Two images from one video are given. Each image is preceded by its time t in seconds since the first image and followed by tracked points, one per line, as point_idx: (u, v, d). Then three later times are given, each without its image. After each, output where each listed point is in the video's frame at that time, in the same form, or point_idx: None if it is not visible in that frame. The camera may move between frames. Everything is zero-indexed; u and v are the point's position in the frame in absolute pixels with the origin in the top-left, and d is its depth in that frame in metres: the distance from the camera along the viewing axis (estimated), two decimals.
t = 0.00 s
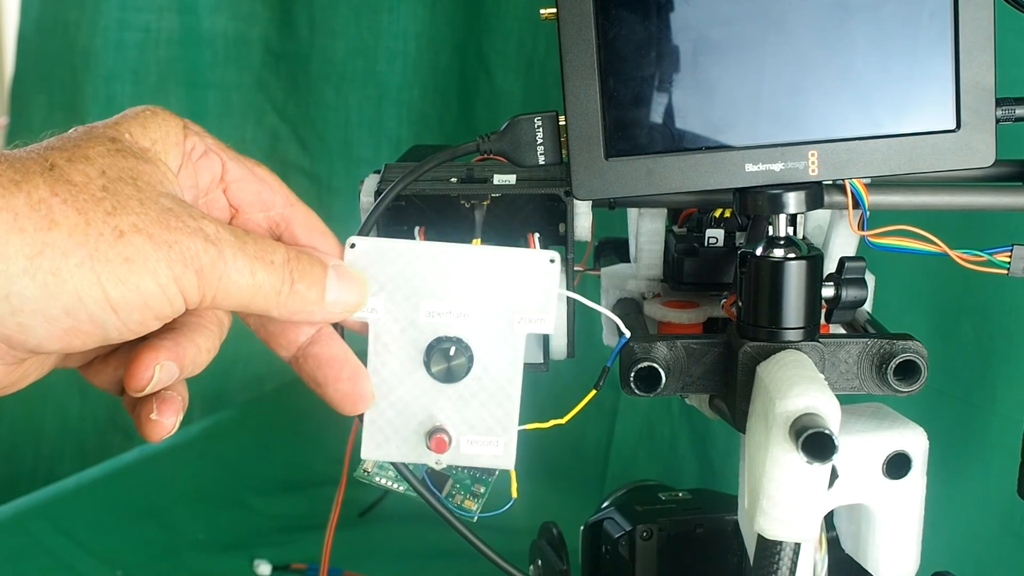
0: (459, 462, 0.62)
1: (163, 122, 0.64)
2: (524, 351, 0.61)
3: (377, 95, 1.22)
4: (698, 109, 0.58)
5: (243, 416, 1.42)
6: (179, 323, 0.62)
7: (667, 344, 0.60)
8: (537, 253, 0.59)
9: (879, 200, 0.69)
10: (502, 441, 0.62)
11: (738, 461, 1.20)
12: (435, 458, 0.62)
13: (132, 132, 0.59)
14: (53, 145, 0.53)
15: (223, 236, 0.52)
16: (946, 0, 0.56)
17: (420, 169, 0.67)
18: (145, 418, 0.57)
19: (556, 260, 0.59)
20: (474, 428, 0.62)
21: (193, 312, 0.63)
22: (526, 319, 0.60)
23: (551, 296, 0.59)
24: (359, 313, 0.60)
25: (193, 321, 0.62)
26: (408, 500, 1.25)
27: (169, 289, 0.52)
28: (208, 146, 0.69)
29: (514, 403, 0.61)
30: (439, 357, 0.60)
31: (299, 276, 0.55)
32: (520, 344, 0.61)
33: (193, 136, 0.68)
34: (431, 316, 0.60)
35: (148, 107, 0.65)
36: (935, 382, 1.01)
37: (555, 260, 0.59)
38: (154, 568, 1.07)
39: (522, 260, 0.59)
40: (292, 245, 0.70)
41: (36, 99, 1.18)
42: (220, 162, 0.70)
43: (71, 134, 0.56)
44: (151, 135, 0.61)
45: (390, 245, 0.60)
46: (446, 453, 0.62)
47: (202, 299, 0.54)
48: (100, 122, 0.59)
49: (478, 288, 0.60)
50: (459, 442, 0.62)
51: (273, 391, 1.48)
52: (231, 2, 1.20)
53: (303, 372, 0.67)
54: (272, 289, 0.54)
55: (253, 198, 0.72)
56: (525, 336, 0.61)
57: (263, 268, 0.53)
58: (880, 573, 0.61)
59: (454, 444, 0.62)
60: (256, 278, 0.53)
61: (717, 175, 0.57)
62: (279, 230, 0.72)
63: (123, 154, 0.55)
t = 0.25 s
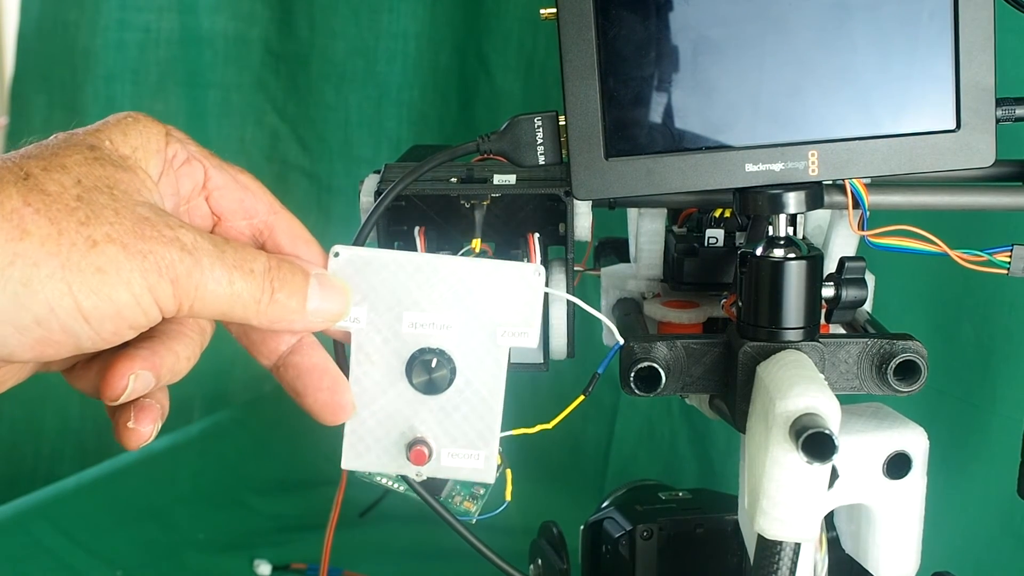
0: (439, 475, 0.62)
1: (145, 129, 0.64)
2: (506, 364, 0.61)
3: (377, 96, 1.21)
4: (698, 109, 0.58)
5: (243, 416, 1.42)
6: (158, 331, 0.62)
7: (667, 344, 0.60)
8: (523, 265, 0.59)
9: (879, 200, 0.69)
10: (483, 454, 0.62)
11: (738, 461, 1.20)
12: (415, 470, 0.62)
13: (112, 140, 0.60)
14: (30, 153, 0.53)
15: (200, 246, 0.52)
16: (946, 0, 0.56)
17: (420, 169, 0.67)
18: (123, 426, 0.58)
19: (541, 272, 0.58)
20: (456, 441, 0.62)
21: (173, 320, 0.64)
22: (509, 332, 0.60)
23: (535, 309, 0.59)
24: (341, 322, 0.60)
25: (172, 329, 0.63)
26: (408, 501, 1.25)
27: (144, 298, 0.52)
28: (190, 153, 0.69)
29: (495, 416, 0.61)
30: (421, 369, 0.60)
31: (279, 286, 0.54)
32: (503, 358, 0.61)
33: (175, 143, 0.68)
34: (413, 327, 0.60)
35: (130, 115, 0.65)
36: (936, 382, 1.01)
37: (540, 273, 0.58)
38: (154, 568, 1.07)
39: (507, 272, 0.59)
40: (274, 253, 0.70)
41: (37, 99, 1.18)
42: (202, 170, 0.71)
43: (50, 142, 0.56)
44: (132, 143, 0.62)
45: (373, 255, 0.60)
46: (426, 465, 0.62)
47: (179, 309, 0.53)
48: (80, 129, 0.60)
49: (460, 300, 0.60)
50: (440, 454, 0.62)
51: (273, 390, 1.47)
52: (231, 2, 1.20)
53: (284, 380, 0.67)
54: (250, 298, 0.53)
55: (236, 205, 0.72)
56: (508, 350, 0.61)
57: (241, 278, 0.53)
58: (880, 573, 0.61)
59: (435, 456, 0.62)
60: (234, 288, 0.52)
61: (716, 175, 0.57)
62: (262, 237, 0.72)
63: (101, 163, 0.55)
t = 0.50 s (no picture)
0: (433, 484, 0.62)
1: (143, 130, 0.64)
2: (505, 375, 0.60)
3: (377, 95, 1.21)
4: (698, 109, 0.58)
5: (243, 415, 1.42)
6: (154, 334, 0.62)
7: (667, 344, 0.60)
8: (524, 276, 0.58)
9: (879, 200, 0.69)
10: (478, 464, 0.61)
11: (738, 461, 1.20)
12: (409, 477, 0.62)
13: (108, 141, 0.60)
14: (22, 158, 0.54)
15: (193, 250, 0.52)
16: None
17: (420, 170, 0.67)
18: (117, 429, 0.59)
19: (541, 283, 0.58)
20: (450, 449, 0.61)
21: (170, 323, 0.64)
22: (508, 342, 0.59)
23: (534, 320, 0.58)
24: (339, 328, 0.60)
25: (168, 331, 0.62)
26: (408, 500, 1.25)
27: (132, 305, 0.52)
28: (189, 155, 0.69)
29: (492, 426, 0.61)
30: (417, 377, 0.60)
31: (276, 290, 0.54)
32: (502, 368, 0.60)
33: (174, 145, 0.68)
34: (411, 334, 0.60)
35: (128, 116, 0.65)
36: (935, 382, 1.01)
37: (541, 284, 0.58)
38: (154, 568, 1.07)
39: (508, 282, 0.58)
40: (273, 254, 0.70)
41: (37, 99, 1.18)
42: (202, 172, 0.71)
43: (44, 144, 0.56)
44: (128, 145, 0.62)
45: (374, 260, 0.59)
46: (420, 473, 0.61)
47: (171, 314, 0.53)
48: (74, 133, 0.60)
49: (459, 308, 0.59)
50: (434, 463, 0.62)
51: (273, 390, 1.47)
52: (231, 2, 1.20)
53: (280, 384, 0.67)
54: (245, 302, 0.53)
55: (236, 207, 0.72)
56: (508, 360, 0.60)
57: (236, 282, 0.52)
58: (880, 573, 0.61)
59: (429, 464, 0.62)
60: (228, 292, 0.52)
61: (717, 175, 0.57)
62: (262, 239, 0.72)
63: (92, 168, 0.55)
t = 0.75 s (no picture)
0: (429, 486, 0.62)
1: (136, 130, 0.65)
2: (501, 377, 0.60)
3: (377, 95, 1.21)
4: (698, 109, 0.58)
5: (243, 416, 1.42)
6: (151, 334, 0.62)
7: (667, 344, 0.60)
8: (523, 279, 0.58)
9: (879, 200, 0.69)
10: (474, 467, 0.61)
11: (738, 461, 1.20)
12: (405, 479, 0.62)
13: (101, 142, 0.61)
14: (11, 162, 0.55)
15: (182, 250, 0.51)
16: None
17: (420, 170, 0.67)
18: (113, 430, 0.59)
19: (538, 286, 0.57)
20: (447, 451, 0.61)
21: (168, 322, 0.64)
22: (505, 344, 0.59)
23: (532, 322, 0.58)
24: (336, 328, 0.59)
25: (167, 331, 0.63)
26: (408, 501, 1.25)
27: (117, 305, 0.52)
28: (185, 155, 0.70)
29: (489, 428, 0.61)
30: (413, 378, 0.59)
31: (270, 290, 0.53)
32: (498, 369, 0.60)
33: (169, 144, 0.68)
34: (408, 335, 0.60)
35: (122, 117, 0.66)
36: (935, 382, 1.01)
37: (538, 287, 0.57)
38: (154, 568, 1.07)
39: (506, 285, 0.58)
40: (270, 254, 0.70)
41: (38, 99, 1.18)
42: (198, 171, 0.71)
43: (34, 149, 0.57)
44: (122, 144, 0.63)
45: (372, 260, 0.59)
46: (416, 475, 0.61)
47: (160, 314, 0.53)
48: (67, 135, 0.61)
49: (456, 309, 0.59)
50: (431, 465, 0.62)
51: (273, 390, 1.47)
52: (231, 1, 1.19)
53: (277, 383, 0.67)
54: (238, 302, 0.52)
55: (233, 206, 0.72)
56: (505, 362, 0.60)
57: (226, 282, 0.52)
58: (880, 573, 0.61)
59: (426, 467, 0.62)
60: (218, 292, 0.52)
61: (717, 175, 0.57)
62: (259, 238, 0.72)
63: (81, 170, 0.56)
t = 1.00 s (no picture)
0: (417, 479, 0.61)
1: (117, 131, 0.67)
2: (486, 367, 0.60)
3: (377, 95, 1.21)
4: (698, 109, 0.58)
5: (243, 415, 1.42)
6: (140, 333, 0.62)
7: (667, 344, 0.60)
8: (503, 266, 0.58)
9: (879, 200, 0.69)
10: (462, 459, 0.61)
11: (738, 461, 1.20)
12: (394, 473, 0.61)
13: (83, 143, 0.62)
14: None
15: (162, 244, 0.51)
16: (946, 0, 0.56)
17: (420, 170, 0.67)
18: (101, 428, 0.59)
19: (520, 273, 0.57)
20: (435, 443, 0.61)
21: (155, 321, 0.64)
22: (490, 334, 0.59)
23: (515, 311, 0.58)
24: (319, 322, 0.59)
25: (154, 331, 0.63)
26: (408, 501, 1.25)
27: (97, 300, 0.52)
28: (167, 155, 0.70)
29: (476, 420, 0.60)
30: (398, 369, 0.59)
31: (254, 282, 0.53)
32: (484, 360, 0.59)
33: (150, 146, 0.69)
34: (392, 328, 0.60)
35: (103, 120, 0.67)
36: (935, 382, 1.01)
37: (520, 275, 0.58)
38: (154, 568, 1.07)
39: (488, 273, 0.58)
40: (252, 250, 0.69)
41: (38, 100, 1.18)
42: (180, 172, 0.71)
43: (18, 152, 0.58)
44: (102, 145, 0.64)
45: (356, 255, 0.59)
46: (405, 468, 0.61)
47: (142, 308, 0.53)
48: (49, 137, 0.62)
49: (440, 300, 0.59)
50: (419, 457, 0.61)
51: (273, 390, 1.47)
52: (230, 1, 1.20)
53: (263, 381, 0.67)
54: (220, 294, 0.52)
55: (216, 205, 0.72)
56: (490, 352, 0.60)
57: (206, 275, 0.52)
58: (880, 572, 0.61)
59: (413, 460, 0.61)
60: (199, 284, 0.52)
61: (717, 175, 0.57)
62: (243, 236, 0.72)
63: (60, 169, 0.56)
